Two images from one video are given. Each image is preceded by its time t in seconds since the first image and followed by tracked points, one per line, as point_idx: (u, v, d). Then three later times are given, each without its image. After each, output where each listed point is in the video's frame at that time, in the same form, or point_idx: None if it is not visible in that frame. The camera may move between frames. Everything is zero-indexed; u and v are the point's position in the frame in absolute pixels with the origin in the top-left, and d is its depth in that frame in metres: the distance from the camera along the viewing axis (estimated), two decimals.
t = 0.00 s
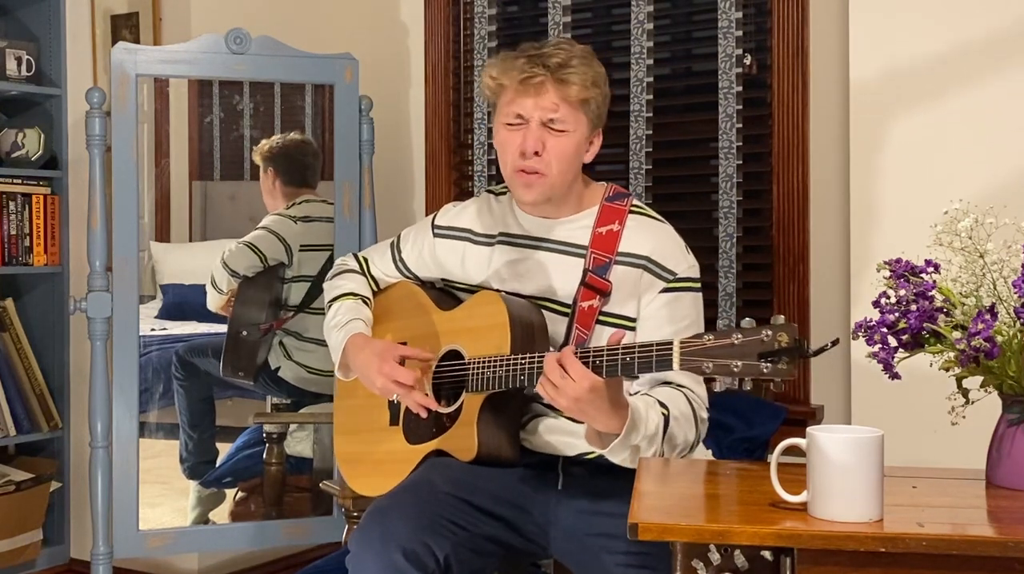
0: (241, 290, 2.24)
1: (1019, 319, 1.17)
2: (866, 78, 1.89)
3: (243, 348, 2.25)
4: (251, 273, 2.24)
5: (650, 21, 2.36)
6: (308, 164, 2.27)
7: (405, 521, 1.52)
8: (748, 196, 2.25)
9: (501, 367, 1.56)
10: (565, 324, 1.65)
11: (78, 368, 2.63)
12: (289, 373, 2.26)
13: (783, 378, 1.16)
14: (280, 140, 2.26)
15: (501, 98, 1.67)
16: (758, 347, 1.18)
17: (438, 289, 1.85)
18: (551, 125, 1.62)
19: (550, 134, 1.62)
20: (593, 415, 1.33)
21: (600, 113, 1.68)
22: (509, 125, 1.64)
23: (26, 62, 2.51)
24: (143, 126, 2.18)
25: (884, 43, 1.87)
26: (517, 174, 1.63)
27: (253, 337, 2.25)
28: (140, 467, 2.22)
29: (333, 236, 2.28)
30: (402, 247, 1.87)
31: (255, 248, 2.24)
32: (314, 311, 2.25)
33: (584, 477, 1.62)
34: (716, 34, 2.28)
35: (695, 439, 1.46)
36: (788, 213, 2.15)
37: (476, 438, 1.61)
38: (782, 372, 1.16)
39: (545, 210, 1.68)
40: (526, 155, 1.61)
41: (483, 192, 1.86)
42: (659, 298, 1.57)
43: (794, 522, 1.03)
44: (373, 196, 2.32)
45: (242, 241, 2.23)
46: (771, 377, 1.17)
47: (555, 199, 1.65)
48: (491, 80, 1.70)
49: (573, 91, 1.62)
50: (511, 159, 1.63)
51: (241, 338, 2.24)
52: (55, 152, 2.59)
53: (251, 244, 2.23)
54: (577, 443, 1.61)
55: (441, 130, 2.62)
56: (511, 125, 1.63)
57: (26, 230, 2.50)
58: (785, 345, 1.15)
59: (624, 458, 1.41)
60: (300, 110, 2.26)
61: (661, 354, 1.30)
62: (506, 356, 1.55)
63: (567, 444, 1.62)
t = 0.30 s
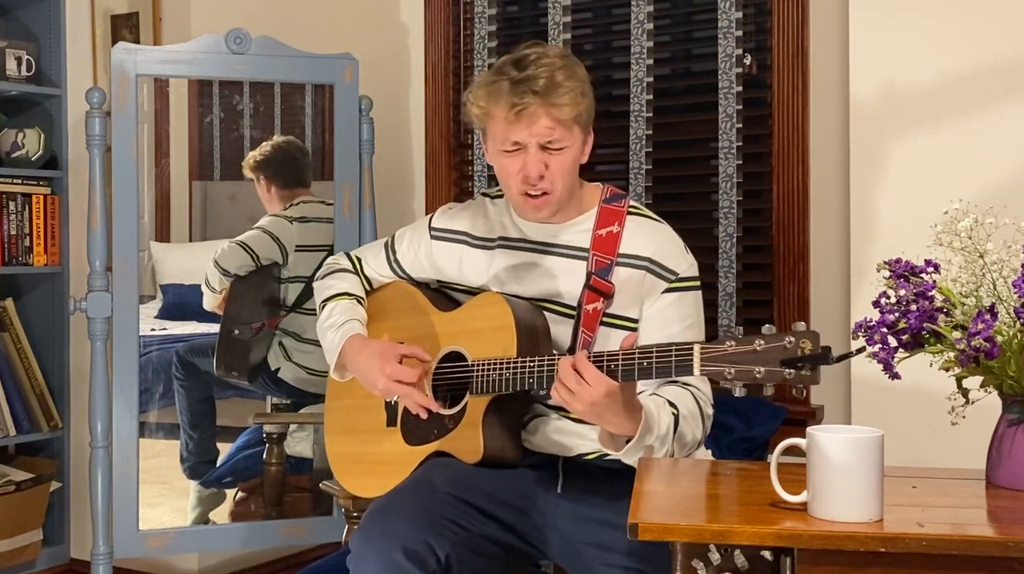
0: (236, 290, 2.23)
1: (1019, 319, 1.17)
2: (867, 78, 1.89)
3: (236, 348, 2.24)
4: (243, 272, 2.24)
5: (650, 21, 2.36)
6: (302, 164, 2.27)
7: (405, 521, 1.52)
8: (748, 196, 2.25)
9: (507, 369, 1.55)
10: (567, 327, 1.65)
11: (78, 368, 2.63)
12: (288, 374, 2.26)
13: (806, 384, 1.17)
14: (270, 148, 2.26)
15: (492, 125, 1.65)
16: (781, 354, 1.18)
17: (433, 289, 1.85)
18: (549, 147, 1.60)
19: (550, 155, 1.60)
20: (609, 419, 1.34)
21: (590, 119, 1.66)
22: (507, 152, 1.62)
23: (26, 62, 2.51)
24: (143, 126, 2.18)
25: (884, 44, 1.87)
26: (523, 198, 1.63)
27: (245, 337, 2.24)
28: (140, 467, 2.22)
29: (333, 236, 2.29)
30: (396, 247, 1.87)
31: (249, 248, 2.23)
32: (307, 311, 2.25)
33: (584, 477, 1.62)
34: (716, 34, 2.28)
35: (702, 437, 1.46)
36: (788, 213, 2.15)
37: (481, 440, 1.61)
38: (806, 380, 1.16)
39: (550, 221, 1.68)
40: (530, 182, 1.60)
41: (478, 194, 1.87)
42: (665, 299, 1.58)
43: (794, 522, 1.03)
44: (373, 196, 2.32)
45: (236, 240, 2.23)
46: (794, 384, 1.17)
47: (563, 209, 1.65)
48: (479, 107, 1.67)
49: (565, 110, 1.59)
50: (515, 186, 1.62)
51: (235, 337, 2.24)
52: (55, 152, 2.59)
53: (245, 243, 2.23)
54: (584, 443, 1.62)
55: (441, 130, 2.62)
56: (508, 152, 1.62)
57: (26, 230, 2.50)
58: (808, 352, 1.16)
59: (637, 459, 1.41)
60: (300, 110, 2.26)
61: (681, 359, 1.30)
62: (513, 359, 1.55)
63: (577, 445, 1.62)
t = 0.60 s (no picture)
0: (240, 291, 2.23)
1: (1019, 319, 1.17)
2: (867, 77, 1.88)
3: (242, 350, 2.24)
4: (250, 275, 2.24)
5: (650, 21, 2.37)
6: (306, 164, 2.27)
7: (405, 521, 1.52)
8: (748, 196, 2.25)
9: (498, 366, 1.55)
10: (561, 327, 1.65)
11: (78, 368, 2.63)
12: (288, 373, 2.26)
13: (778, 372, 1.16)
14: (274, 143, 2.26)
15: (477, 108, 1.69)
16: (751, 342, 1.17)
17: (435, 290, 1.85)
18: (521, 135, 1.62)
19: (521, 144, 1.62)
20: (590, 412, 1.34)
21: (581, 120, 1.66)
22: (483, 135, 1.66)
23: (26, 62, 2.51)
24: (143, 126, 2.18)
25: (884, 43, 1.87)
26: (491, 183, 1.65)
27: (252, 339, 2.25)
28: (140, 467, 2.22)
29: (333, 236, 2.29)
30: (398, 249, 1.87)
31: (254, 249, 2.23)
32: (313, 311, 2.25)
33: (584, 477, 1.62)
34: (716, 34, 2.28)
35: (692, 439, 1.46)
36: (788, 213, 2.15)
37: (473, 439, 1.61)
38: (777, 367, 1.16)
39: (531, 215, 1.68)
40: (495, 165, 1.63)
41: (476, 194, 1.86)
42: (654, 300, 1.57)
43: (794, 522, 1.03)
44: (373, 196, 2.32)
45: (242, 243, 2.23)
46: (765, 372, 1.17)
47: (535, 206, 1.65)
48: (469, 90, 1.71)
49: (541, 101, 1.61)
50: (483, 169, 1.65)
51: (240, 340, 2.24)
52: (56, 152, 2.59)
53: (249, 244, 2.23)
54: (573, 444, 1.61)
55: (441, 130, 2.62)
56: (485, 134, 1.65)
57: (26, 230, 2.50)
58: (778, 340, 1.15)
59: (620, 458, 1.41)
60: (300, 110, 2.26)
61: (656, 350, 1.30)
62: (503, 356, 1.55)
63: (566, 445, 1.62)
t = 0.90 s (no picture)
0: (240, 291, 2.23)
1: (1019, 319, 1.17)
2: (868, 76, 1.88)
3: (241, 349, 2.24)
4: (250, 274, 2.24)
5: (650, 21, 2.37)
6: (303, 165, 2.26)
7: (405, 520, 1.52)
8: (748, 196, 2.25)
9: (504, 367, 1.56)
10: (564, 327, 1.65)
11: (78, 368, 2.63)
12: (288, 374, 2.26)
13: (789, 376, 1.17)
14: (269, 149, 2.26)
15: (490, 126, 1.65)
16: (765, 345, 1.19)
17: (436, 290, 1.85)
18: (549, 142, 1.60)
19: (550, 151, 1.61)
20: (599, 415, 1.34)
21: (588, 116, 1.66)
22: (508, 151, 1.62)
23: (26, 62, 2.51)
24: (143, 126, 2.18)
25: (884, 44, 1.87)
26: (525, 196, 1.62)
27: (251, 338, 2.24)
28: (140, 467, 2.22)
29: (333, 236, 2.28)
30: (399, 248, 1.87)
31: (254, 248, 2.23)
32: (312, 311, 2.24)
33: (584, 477, 1.62)
34: (716, 34, 2.28)
35: (696, 438, 1.46)
36: (788, 213, 2.15)
37: (477, 438, 1.61)
38: (789, 371, 1.16)
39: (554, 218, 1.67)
40: (532, 178, 1.60)
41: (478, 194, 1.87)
42: (660, 298, 1.57)
43: (794, 522, 1.03)
44: (373, 196, 2.32)
45: (240, 242, 2.23)
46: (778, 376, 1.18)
47: (563, 208, 1.65)
48: (476, 108, 1.67)
49: (563, 106, 1.60)
50: (517, 185, 1.62)
51: (239, 339, 2.24)
52: (55, 152, 2.59)
53: (249, 244, 2.23)
54: (580, 443, 1.61)
55: (441, 130, 2.62)
56: (509, 151, 1.62)
57: (26, 230, 2.50)
58: (791, 343, 1.16)
59: (627, 458, 1.40)
60: (300, 110, 2.26)
61: (667, 353, 1.31)
62: (509, 356, 1.56)
63: (573, 444, 1.62)
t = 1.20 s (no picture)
0: (239, 291, 2.23)
1: (1019, 319, 1.17)
2: (868, 76, 1.88)
3: (241, 349, 2.24)
4: (249, 273, 2.24)
5: (650, 21, 2.37)
6: (302, 164, 2.26)
7: (405, 521, 1.52)
8: (748, 196, 2.25)
9: (502, 368, 1.56)
10: (563, 329, 1.65)
11: (78, 368, 2.63)
12: (288, 373, 2.26)
13: (787, 377, 1.17)
14: (267, 149, 2.26)
15: (478, 124, 1.66)
16: (761, 346, 1.19)
17: (435, 290, 1.85)
18: (534, 146, 1.60)
19: (535, 155, 1.60)
20: (596, 415, 1.34)
21: (582, 117, 1.65)
22: (493, 151, 1.63)
23: (26, 62, 2.51)
24: (143, 126, 2.18)
25: (884, 44, 1.87)
26: (507, 198, 1.63)
27: (250, 338, 2.24)
28: (140, 467, 2.22)
29: (333, 236, 2.29)
30: (398, 249, 1.87)
31: (253, 248, 2.23)
32: (311, 310, 2.24)
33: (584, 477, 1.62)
34: (716, 34, 2.28)
35: (695, 439, 1.46)
36: (788, 213, 2.15)
37: (476, 439, 1.61)
38: (786, 371, 1.17)
39: (543, 220, 1.67)
40: (514, 180, 1.60)
41: (477, 194, 1.86)
42: (656, 301, 1.57)
43: (793, 521, 1.03)
44: (373, 196, 2.31)
45: (239, 241, 2.23)
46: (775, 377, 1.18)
47: (551, 211, 1.65)
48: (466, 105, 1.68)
49: (550, 110, 1.59)
50: (499, 185, 1.62)
51: (238, 339, 2.24)
52: (56, 152, 2.59)
53: (248, 243, 2.23)
54: (579, 444, 1.61)
55: (441, 130, 2.62)
56: (495, 151, 1.62)
57: (26, 230, 2.50)
58: (788, 344, 1.16)
59: (625, 458, 1.41)
60: (300, 110, 2.26)
61: (664, 354, 1.31)
62: (507, 357, 1.56)
63: (572, 446, 1.62)
